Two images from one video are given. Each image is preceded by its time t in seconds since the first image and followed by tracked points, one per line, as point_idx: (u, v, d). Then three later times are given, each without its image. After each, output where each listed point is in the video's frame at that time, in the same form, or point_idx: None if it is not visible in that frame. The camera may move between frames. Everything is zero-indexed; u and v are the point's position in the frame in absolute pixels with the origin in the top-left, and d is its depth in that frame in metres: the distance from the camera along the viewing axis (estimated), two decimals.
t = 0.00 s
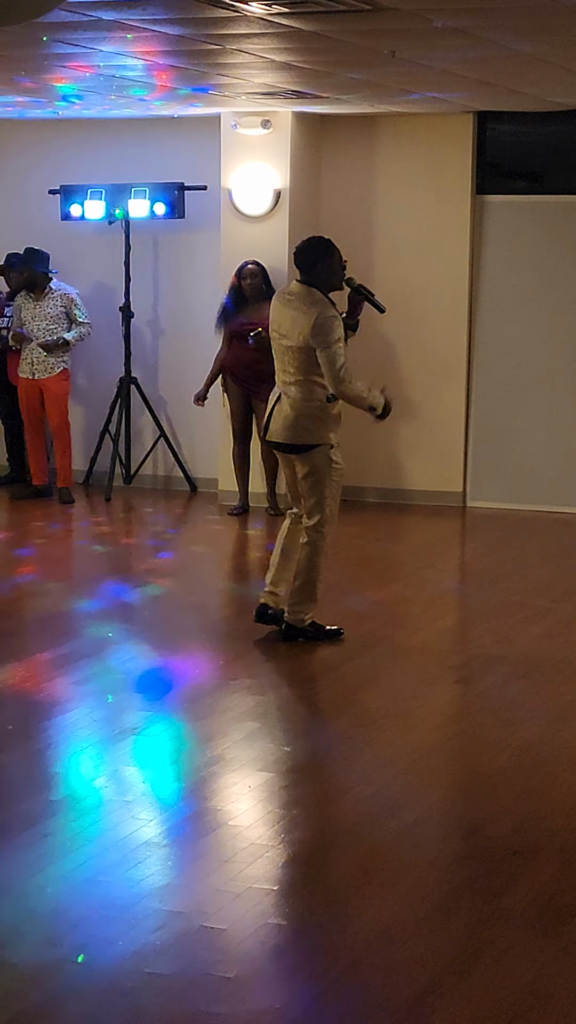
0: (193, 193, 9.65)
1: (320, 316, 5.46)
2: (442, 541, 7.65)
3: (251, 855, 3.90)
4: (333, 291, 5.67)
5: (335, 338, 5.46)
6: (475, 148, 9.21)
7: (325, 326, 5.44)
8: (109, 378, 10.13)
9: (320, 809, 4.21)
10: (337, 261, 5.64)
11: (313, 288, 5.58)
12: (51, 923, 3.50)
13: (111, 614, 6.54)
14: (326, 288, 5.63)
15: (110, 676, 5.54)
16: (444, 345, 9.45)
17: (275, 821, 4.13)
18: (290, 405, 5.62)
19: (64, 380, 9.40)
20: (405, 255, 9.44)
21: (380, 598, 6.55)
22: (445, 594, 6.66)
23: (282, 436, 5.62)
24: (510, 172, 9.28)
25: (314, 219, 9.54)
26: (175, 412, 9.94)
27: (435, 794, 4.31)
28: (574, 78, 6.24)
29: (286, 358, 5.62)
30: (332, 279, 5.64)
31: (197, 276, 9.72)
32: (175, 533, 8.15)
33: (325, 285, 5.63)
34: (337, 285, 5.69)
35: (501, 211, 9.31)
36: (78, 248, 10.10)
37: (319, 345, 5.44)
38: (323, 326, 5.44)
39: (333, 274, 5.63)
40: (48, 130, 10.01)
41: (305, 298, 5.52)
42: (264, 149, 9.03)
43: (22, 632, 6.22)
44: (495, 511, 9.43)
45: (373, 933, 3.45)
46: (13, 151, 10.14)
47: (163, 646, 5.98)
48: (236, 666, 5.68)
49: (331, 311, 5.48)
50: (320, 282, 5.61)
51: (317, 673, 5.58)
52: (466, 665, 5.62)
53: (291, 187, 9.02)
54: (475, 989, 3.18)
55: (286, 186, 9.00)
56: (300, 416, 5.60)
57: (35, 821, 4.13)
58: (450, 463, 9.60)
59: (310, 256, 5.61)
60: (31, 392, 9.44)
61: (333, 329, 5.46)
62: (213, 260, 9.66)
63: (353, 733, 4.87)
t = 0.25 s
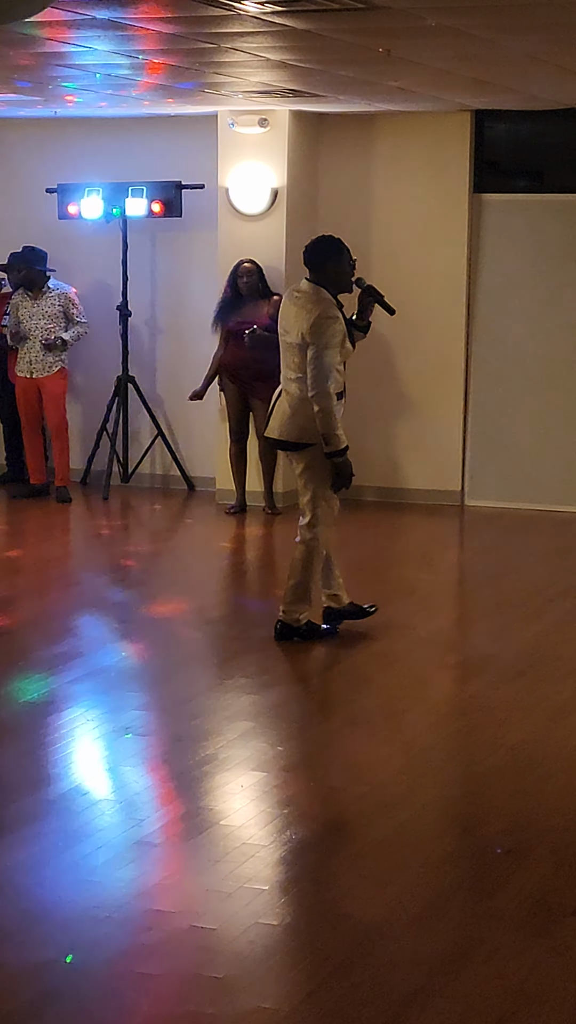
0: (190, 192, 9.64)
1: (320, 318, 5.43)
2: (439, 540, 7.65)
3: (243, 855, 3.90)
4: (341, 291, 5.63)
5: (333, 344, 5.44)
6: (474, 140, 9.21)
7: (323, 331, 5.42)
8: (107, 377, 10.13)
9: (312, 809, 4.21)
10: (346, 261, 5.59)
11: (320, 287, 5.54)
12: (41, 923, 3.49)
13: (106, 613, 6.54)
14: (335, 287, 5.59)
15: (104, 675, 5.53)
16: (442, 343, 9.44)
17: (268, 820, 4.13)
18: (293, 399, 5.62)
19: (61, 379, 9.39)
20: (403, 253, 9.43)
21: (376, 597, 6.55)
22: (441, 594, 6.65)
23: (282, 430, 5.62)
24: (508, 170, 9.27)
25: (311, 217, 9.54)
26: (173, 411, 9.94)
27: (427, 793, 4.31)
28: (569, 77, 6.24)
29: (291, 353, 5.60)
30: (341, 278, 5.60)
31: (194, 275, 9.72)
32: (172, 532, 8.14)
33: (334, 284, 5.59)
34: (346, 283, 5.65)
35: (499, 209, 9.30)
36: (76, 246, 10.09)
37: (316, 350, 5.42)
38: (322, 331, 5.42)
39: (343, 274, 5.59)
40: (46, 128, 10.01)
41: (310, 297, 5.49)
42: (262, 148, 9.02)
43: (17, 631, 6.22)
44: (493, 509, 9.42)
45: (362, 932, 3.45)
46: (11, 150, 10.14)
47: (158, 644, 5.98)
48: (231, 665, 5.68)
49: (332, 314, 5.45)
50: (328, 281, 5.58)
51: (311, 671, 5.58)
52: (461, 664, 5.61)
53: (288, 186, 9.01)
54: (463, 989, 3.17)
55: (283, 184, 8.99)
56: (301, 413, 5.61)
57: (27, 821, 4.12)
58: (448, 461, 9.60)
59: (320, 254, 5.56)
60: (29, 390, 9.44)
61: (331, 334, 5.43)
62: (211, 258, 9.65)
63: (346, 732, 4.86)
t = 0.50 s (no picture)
0: (184, 190, 9.63)
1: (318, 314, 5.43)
2: (433, 538, 7.65)
3: (232, 855, 3.88)
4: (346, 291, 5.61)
5: (330, 340, 5.43)
6: (467, 139, 9.22)
7: (320, 326, 5.41)
8: (101, 374, 10.12)
9: (300, 808, 4.19)
10: (350, 262, 5.58)
11: (323, 286, 5.53)
12: (25, 924, 3.47)
13: (98, 610, 6.54)
14: (338, 287, 5.58)
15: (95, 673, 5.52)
16: (437, 341, 9.44)
17: (258, 821, 4.11)
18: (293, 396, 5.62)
19: (53, 376, 9.40)
20: (397, 250, 9.43)
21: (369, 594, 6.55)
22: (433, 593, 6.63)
23: (282, 428, 5.61)
24: (504, 168, 9.26)
25: (305, 215, 9.53)
26: (166, 408, 9.93)
27: (415, 793, 4.29)
28: (562, 74, 6.23)
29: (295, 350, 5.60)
30: (344, 279, 5.59)
31: (188, 273, 9.72)
32: (166, 530, 8.14)
33: (337, 285, 5.57)
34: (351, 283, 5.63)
35: (494, 207, 9.29)
36: (70, 244, 10.09)
37: (313, 345, 5.42)
38: (319, 327, 5.41)
39: (346, 274, 5.58)
40: (40, 126, 10.00)
41: (310, 296, 5.48)
42: (255, 146, 9.01)
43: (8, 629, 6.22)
44: (488, 507, 9.42)
45: (349, 931, 3.44)
46: (6, 148, 10.13)
47: (150, 642, 5.97)
48: (222, 662, 5.68)
49: (332, 312, 5.44)
50: (331, 281, 5.57)
51: (302, 668, 5.58)
52: (452, 663, 5.59)
53: (281, 184, 9.01)
54: (447, 990, 3.16)
55: (277, 182, 9.00)
56: (300, 412, 5.59)
57: (15, 821, 4.10)
58: (442, 458, 9.59)
59: (323, 254, 5.56)
60: (21, 389, 9.44)
61: (329, 330, 5.42)
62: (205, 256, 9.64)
63: (335, 731, 4.85)
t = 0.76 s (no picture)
0: (173, 189, 9.65)
1: (315, 309, 5.43)
2: (420, 536, 7.67)
3: (215, 856, 3.87)
4: (345, 291, 5.60)
5: (330, 333, 5.42)
6: (456, 147, 9.24)
7: (318, 320, 5.41)
8: (90, 374, 10.12)
9: (282, 808, 4.19)
10: (348, 259, 5.56)
11: (322, 286, 5.53)
12: (6, 923, 3.47)
13: (84, 610, 6.54)
14: (337, 285, 5.56)
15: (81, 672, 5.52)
16: (426, 340, 9.44)
17: (242, 821, 4.11)
18: (295, 397, 5.58)
19: (43, 374, 9.39)
20: (387, 249, 9.44)
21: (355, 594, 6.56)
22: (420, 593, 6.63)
23: (285, 429, 5.58)
24: (496, 166, 9.23)
25: (295, 213, 9.54)
26: (155, 408, 9.94)
27: (397, 793, 4.29)
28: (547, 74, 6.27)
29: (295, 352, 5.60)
30: (344, 277, 5.57)
31: (177, 272, 9.72)
32: (156, 529, 8.14)
33: (336, 283, 5.56)
34: (351, 283, 5.61)
35: (482, 205, 9.28)
36: (59, 243, 10.09)
37: (312, 339, 5.41)
38: (317, 321, 5.41)
39: (343, 272, 5.56)
40: (30, 125, 10.01)
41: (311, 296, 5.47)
42: (244, 145, 9.02)
43: None
44: (477, 506, 9.42)
45: (328, 931, 3.44)
46: None
47: (136, 641, 5.97)
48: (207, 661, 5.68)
49: (329, 307, 5.45)
50: (330, 280, 5.56)
51: (287, 668, 5.58)
52: (437, 663, 5.59)
53: (270, 183, 9.02)
54: (426, 991, 3.15)
55: (266, 181, 9.01)
56: (303, 410, 5.55)
57: None
58: (432, 457, 9.60)
59: (321, 253, 5.55)
60: (10, 386, 9.47)
61: (327, 324, 5.42)
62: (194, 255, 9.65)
63: (320, 731, 4.84)
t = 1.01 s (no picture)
0: (157, 189, 9.65)
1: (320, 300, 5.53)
2: (403, 536, 7.67)
3: (194, 855, 3.86)
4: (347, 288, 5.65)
5: (333, 322, 5.51)
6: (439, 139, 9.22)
7: (324, 311, 5.51)
8: (76, 374, 10.12)
9: (261, 808, 4.17)
10: (350, 256, 5.61)
11: (322, 283, 5.59)
12: None
13: (67, 610, 6.52)
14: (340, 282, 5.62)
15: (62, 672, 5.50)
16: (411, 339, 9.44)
17: (222, 820, 4.09)
18: (303, 395, 5.61)
19: (27, 374, 9.39)
20: (372, 249, 9.44)
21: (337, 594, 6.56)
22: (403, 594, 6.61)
23: (296, 428, 5.61)
24: (484, 167, 9.24)
25: (279, 211, 9.53)
26: (141, 408, 9.94)
27: (376, 793, 4.28)
28: (529, 74, 6.29)
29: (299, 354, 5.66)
30: (345, 273, 5.62)
31: (161, 272, 9.72)
32: (140, 528, 8.12)
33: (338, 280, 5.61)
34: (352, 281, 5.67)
35: (468, 205, 9.28)
36: (44, 243, 10.09)
37: (318, 330, 5.50)
38: (323, 312, 5.50)
39: (345, 268, 5.61)
40: (15, 125, 10.01)
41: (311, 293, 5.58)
42: (228, 146, 9.02)
43: None
44: (462, 505, 9.42)
45: (304, 931, 3.43)
46: None
47: (117, 641, 5.96)
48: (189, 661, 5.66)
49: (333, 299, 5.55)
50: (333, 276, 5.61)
51: (268, 667, 5.57)
52: (420, 663, 5.58)
53: (255, 182, 9.03)
54: (401, 990, 3.14)
55: (250, 181, 9.01)
56: (312, 406, 5.58)
57: None
58: (417, 457, 9.59)
59: (322, 251, 5.61)
60: None
61: (332, 314, 5.51)
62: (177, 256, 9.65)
63: (300, 730, 4.83)
